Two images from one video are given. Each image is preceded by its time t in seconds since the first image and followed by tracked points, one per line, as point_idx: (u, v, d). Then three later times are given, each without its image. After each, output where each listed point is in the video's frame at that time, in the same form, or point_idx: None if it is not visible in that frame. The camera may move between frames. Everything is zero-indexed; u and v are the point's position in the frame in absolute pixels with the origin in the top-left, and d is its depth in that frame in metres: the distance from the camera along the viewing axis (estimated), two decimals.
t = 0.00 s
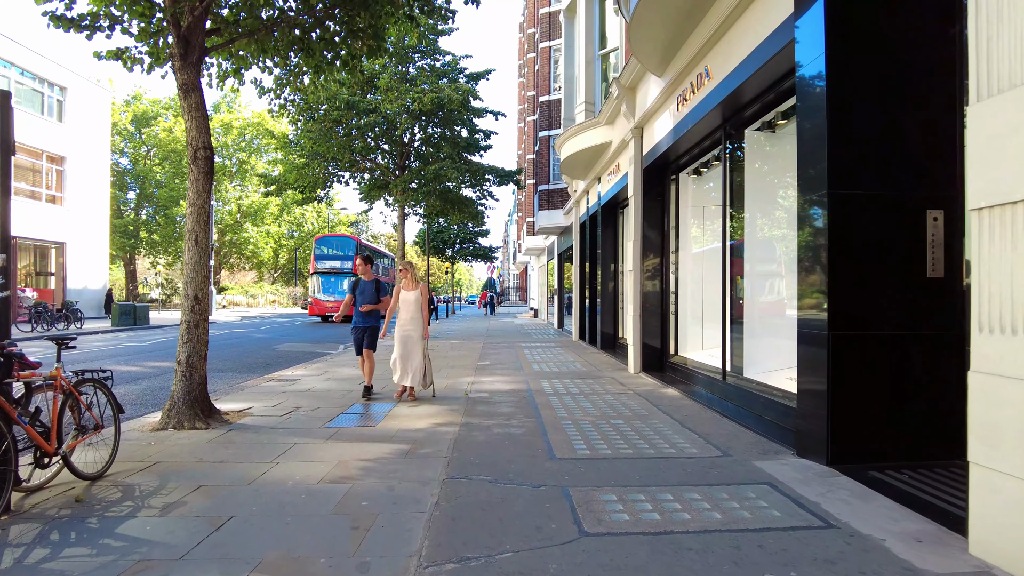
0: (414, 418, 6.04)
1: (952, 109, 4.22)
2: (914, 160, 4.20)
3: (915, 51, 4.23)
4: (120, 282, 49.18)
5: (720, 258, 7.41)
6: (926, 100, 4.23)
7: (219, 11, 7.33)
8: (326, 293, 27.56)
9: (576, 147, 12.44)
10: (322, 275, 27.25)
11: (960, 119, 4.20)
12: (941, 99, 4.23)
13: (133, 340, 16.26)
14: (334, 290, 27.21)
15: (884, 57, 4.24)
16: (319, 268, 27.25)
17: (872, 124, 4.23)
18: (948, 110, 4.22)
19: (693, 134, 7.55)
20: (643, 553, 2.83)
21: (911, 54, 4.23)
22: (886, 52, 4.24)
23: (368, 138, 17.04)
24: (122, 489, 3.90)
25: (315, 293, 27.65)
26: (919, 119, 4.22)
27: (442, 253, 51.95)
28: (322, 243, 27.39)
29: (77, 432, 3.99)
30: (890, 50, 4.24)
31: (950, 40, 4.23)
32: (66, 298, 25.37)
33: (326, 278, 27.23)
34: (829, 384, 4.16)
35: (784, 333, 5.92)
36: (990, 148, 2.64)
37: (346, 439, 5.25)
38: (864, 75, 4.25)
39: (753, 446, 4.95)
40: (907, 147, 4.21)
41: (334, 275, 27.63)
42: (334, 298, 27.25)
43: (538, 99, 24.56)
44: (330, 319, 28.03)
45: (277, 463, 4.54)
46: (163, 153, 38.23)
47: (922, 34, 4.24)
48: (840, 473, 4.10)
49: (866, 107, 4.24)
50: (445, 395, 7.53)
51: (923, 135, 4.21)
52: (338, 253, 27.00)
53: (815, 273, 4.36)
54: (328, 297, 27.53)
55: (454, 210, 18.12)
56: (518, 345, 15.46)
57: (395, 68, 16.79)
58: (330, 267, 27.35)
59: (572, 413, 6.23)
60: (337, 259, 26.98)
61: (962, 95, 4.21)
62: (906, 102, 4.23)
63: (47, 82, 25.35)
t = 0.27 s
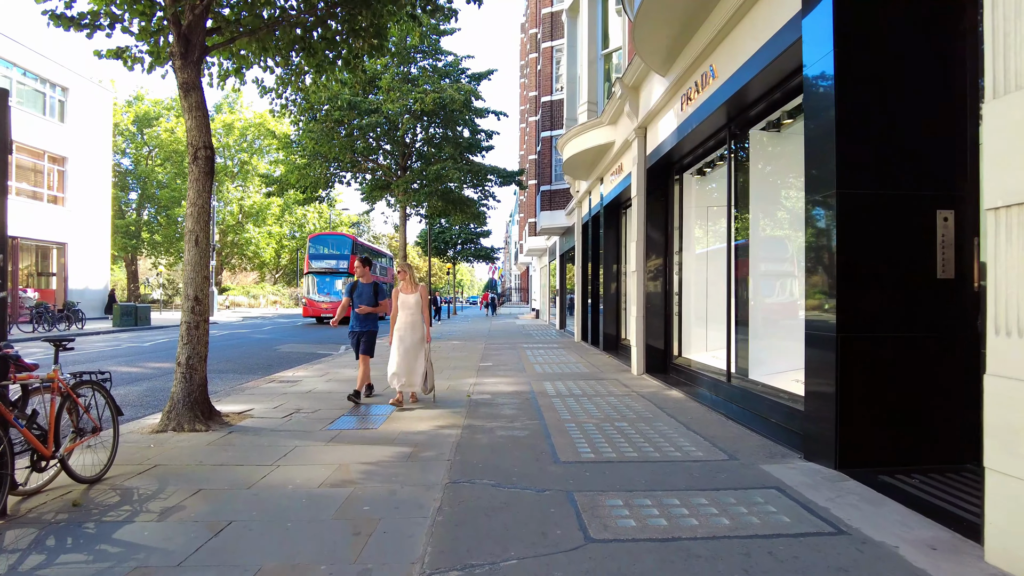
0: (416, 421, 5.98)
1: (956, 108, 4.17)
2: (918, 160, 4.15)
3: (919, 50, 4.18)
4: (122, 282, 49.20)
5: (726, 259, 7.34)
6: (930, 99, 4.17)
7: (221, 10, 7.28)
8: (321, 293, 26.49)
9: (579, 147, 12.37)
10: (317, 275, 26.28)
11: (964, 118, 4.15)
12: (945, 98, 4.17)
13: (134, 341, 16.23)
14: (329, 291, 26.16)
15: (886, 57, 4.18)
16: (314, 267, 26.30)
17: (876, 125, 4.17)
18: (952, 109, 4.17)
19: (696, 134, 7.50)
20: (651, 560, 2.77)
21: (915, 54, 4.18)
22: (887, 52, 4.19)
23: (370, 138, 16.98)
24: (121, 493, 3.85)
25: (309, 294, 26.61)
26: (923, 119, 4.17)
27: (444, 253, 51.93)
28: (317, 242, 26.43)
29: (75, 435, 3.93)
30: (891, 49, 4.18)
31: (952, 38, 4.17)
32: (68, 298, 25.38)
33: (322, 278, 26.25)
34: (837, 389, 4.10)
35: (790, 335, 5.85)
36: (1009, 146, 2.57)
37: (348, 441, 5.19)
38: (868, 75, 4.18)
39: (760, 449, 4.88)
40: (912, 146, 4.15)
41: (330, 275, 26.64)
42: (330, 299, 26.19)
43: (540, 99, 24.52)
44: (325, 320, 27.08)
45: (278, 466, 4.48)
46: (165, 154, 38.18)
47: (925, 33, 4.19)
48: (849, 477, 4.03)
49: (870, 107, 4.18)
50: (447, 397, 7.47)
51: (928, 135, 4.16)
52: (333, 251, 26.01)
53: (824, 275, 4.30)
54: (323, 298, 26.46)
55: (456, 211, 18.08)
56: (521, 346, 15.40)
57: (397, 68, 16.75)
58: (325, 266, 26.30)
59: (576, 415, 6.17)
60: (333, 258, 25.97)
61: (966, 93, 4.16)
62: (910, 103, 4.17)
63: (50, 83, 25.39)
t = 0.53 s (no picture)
0: (417, 423, 5.93)
1: (964, 107, 4.11)
2: (926, 161, 4.09)
3: (925, 49, 4.12)
4: (123, 282, 49.20)
5: (730, 259, 7.27)
6: (936, 100, 4.12)
7: (221, 9, 7.22)
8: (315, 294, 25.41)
9: (581, 147, 12.30)
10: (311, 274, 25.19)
11: (971, 117, 4.10)
12: (951, 98, 4.12)
13: (134, 342, 16.18)
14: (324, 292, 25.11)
15: (891, 56, 4.12)
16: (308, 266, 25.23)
17: (882, 126, 4.10)
18: (958, 108, 4.11)
19: (700, 133, 7.44)
20: (656, 568, 2.71)
21: (920, 53, 4.12)
22: (892, 51, 4.12)
23: (371, 138, 16.92)
24: (118, 497, 3.79)
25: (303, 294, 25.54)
26: (929, 119, 4.11)
27: (445, 253, 51.94)
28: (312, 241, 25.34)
29: (72, 438, 3.87)
30: (896, 49, 4.12)
31: (957, 37, 4.12)
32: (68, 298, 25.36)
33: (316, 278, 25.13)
34: (846, 394, 4.03)
35: (796, 336, 5.79)
36: None
37: (348, 444, 5.13)
38: (876, 74, 4.12)
39: (765, 453, 4.82)
40: (919, 147, 4.09)
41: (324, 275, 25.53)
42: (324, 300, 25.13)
43: (542, 99, 24.48)
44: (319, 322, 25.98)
45: (278, 469, 4.43)
46: (166, 154, 38.08)
47: (930, 32, 4.13)
48: (858, 481, 3.97)
49: (876, 108, 4.11)
50: (449, 398, 7.41)
51: (935, 135, 4.10)
52: (328, 250, 24.98)
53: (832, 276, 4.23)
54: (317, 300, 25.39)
55: (457, 211, 18.03)
56: (522, 347, 15.35)
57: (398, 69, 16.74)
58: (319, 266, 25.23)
59: (579, 417, 6.11)
60: (328, 258, 24.95)
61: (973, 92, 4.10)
62: (919, 102, 4.12)
63: (51, 83, 25.37)
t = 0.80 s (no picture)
0: (418, 424, 5.87)
1: (969, 105, 4.04)
2: (930, 160, 4.03)
3: (928, 48, 4.06)
4: (123, 282, 49.19)
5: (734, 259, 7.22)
6: (939, 98, 4.06)
7: (221, 6, 7.16)
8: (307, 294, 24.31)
9: (584, 146, 12.24)
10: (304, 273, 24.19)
11: (976, 115, 4.04)
12: (955, 97, 4.05)
13: (135, 341, 16.13)
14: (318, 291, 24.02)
15: (893, 56, 4.06)
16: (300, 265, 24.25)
17: (893, 124, 4.05)
18: (963, 107, 4.05)
19: (703, 133, 7.39)
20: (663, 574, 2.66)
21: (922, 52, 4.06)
22: (901, 48, 4.07)
23: (372, 138, 16.87)
24: (115, 499, 3.74)
25: (296, 294, 24.48)
26: (939, 117, 4.05)
27: (445, 253, 51.94)
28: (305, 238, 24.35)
29: (69, 440, 3.82)
30: (897, 49, 4.06)
31: (960, 35, 4.05)
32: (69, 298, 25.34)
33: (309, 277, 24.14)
34: (851, 398, 3.98)
35: (802, 337, 5.74)
36: None
37: (348, 446, 5.07)
38: (882, 73, 4.07)
39: (771, 455, 4.77)
40: (923, 147, 4.04)
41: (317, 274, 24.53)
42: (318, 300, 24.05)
43: (543, 99, 24.47)
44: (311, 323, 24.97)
45: (278, 471, 4.37)
46: (167, 154, 37.92)
47: (932, 31, 4.07)
48: (865, 484, 3.92)
49: (880, 108, 4.06)
50: (450, 399, 7.36)
51: (939, 134, 4.04)
52: (322, 248, 23.93)
53: (838, 278, 4.18)
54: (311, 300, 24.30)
55: (458, 211, 17.99)
56: (523, 347, 15.30)
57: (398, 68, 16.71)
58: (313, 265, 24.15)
59: (582, 418, 6.06)
60: (322, 256, 23.93)
61: (977, 90, 4.04)
62: (926, 100, 4.06)
63: (51, 82, 25.33)
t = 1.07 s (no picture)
0: (420, 425, 5.83)
1: (977, 104, 4.00)
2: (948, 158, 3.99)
3: (931, 47, 4.02)
4: (123, 281, 49.19)
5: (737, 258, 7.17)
6: (944, 97, 4.02)
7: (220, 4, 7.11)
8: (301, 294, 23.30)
9: (585, 145, 12.19)
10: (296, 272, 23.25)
11: (981, 115, 4.00)
12: (961, 95, 4.01)
13: (135, 341, 16.09)
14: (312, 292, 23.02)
15: (897, 55, 4.01)
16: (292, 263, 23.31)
17: (899, 123, 4.01)
18: (970, 106, 4.01)
19: (706, 132, 7.34)
20: None
21: (926, 52, 4.01)
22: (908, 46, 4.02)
23: (372, 137, 16.83)
24: (113, 502, 3.69)
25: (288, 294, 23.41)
26: (946, 115, 4.01)
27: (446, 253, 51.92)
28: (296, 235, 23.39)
29: (65, 442, 3.77)
30: (901, 47, 4.01)
31: (963, 34, 4.01)
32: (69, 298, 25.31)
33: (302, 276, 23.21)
34: (857, 400, 3.93)
35: (806, 337, 5.69)
36: None
37: (349, 447, 5.02)
38: (890, 71, 4.01)
39: (776, 456, 4.72)
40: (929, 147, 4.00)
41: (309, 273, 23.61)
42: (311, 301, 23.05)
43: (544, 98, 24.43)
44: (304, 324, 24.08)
45: (277, 473, 4.32)
46: (167, 153, 37.69)
47: (936, 30, 4.02)
48: (872, 487, 3.87)
49: (885, 106, 4.00)
50: (452, 399, 7.32)
51: (944, 133, 4.01)
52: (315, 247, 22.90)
53: (844, 278, 4.13)
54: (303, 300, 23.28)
55: (459, 210, 17.95)
56: (524, 347, 15.27)
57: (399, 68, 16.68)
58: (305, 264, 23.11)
59: (584, 419, 6.02)
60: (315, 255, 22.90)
61: (982, 89, 4.01)
62: (933, 98, 4.02)
63: (51, 81, 25.29)
